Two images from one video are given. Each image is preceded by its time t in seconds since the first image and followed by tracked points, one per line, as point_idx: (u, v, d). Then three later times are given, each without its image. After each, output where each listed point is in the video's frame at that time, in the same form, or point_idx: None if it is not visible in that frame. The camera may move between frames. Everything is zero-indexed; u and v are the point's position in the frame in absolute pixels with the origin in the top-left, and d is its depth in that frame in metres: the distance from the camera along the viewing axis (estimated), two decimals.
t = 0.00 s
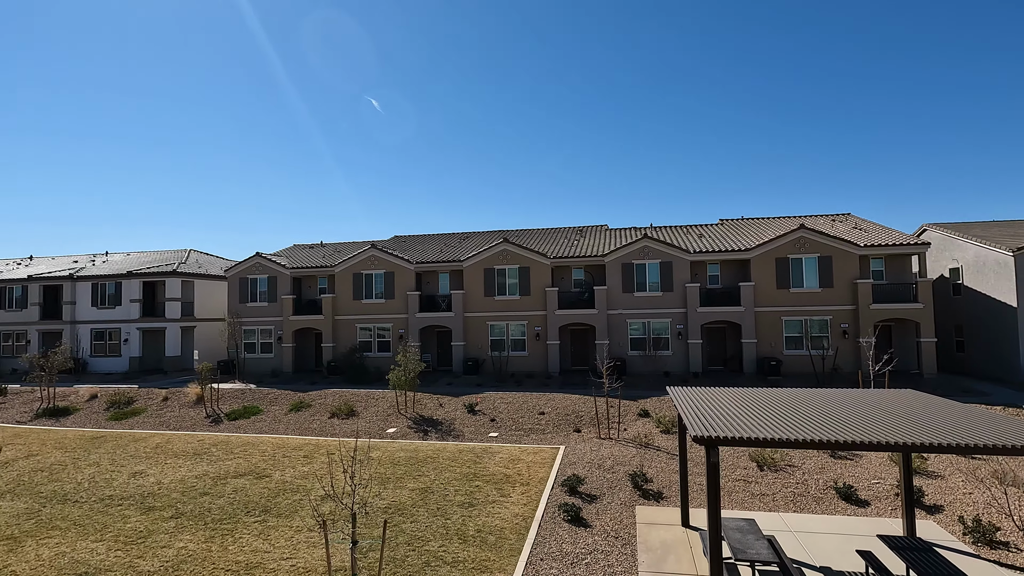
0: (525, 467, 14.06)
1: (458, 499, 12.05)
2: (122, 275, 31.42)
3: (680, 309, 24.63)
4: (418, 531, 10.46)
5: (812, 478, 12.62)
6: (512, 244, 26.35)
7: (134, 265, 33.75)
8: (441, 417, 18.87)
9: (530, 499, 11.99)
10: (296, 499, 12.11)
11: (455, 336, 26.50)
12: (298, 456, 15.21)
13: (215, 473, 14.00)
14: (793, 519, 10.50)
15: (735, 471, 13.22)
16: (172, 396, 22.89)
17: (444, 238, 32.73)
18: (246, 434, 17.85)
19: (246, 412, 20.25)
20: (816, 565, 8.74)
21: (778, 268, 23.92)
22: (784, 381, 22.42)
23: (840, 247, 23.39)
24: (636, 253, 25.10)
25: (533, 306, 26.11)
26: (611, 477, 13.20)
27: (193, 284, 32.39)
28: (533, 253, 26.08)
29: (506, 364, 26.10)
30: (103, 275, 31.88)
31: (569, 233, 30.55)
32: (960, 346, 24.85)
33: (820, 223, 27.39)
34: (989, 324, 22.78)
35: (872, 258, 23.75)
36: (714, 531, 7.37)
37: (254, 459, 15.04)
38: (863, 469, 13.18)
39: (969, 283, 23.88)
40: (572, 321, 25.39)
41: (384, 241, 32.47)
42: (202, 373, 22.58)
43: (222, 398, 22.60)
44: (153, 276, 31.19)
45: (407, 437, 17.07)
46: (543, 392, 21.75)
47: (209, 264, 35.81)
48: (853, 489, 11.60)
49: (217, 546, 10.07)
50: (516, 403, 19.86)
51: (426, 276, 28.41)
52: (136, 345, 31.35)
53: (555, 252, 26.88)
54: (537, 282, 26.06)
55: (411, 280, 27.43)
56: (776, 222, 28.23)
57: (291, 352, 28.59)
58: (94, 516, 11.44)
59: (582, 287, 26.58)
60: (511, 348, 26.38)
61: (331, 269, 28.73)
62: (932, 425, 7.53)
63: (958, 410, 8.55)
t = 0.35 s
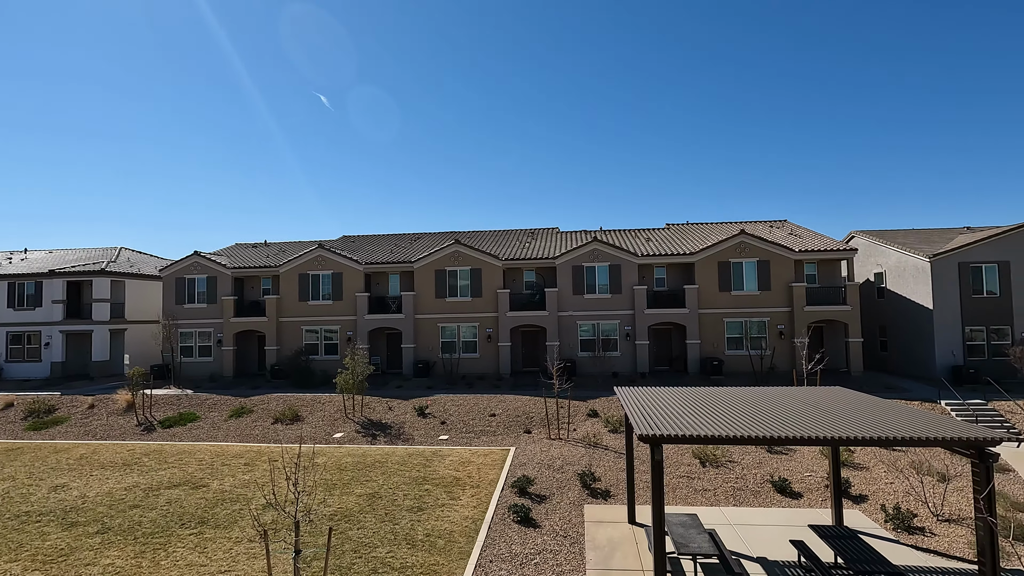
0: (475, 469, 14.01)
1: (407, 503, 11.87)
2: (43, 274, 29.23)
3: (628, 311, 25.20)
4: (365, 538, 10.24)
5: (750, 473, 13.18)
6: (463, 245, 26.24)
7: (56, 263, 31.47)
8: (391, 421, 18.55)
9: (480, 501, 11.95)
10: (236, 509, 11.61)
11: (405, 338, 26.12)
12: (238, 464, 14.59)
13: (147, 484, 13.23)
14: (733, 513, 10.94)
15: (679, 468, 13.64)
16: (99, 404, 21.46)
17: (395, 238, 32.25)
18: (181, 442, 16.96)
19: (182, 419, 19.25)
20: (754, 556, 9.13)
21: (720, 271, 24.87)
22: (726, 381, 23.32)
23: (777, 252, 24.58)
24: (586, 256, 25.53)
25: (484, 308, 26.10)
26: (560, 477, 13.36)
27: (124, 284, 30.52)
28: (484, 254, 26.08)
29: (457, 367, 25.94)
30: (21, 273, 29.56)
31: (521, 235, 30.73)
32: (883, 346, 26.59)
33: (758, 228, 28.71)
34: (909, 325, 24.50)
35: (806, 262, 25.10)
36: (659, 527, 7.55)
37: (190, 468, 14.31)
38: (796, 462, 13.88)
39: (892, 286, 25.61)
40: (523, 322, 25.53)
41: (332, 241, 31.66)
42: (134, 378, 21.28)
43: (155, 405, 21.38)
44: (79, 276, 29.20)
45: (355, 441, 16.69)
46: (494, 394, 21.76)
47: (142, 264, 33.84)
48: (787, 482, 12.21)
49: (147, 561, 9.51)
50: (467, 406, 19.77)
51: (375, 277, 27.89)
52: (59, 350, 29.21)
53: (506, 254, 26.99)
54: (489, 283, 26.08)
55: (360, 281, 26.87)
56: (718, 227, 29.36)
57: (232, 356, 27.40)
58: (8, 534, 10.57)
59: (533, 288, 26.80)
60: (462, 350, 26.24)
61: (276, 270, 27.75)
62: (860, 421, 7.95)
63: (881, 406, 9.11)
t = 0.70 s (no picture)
0: (426, 473, 13.85)
1: (355, 509, 11.60)
2: None
3: (580, 313, 25.57)
4: (311, 546, 9.93)
5: (695, 469, 13.61)
6: (415, 246, 25.94)
7: None
8: (339, 426, 18.11)
9: (431, 505, 11.81)
10: (172, 521, 11.02)
11: (354, 341, 25.55)
12: (174, 474, 13.87)
13: (72, 498, 12.38)
14: (678, 509, 11.25)
15: (627, 466, 13.95)
16: (18, 413, 19.93)
17: (345, 238, 31.54)
18: (111, 452, 15.96)
19: (113, 428, 18.13)
20: (697, 549, 9.43)
21: (667, 274, 25.61)
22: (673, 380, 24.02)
23: (721, 256, 25.53)
24: (538, 258, 25.73)
25: (437, 310, 25.87)
26: (512, 478, 13.38)
27: (48, 284, 28.48)
28: (437, 255, 25.87)
29: (409, 369, 25.58)
30: None
31: (474, 237, 30.68)
32: (817, 346, 28.07)
33: (704, 232, 29.75)
34: (840, 326, 25.96)
35: (748, 266, 26.19)
36: (606, 525, 7.68)
37: (121, 480, 13.50)
38: (738, 458, 14.43)
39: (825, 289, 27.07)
40: (476, 324, 25.48)
41: (278, 240, 30.64)
42: (58, 384, 19.88)
43: (82, 413, 20.04)
44: None
45: (301, 447, 16.18)
46: (446, 396, 21.59)
47: (68, 262, 31.69)
48: (730, 477, 12.68)
49: None
50: (418, 408, 19.53)
51: (324, 278, 27.18)
52: None
53: (459, 255, 26.88)
54: (441, 285, 25.89)
55: (308, 282, 26.11)
56: (666, 231, 30.23)
57: (169, 360, 26.04)
58: None
59: (486, 290, 26.77)
60: (414, 352, 25.92)
61: (217, 269, 26.59)
62: (795, 417, 8.34)
63: (815, 402, 9.59)
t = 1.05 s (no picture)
0: (380, 476, 13.61)
1: (305, 516, 11.26)
2: None
3: (536, 314, 25.74)
4: (257, 556, 9.57)
5: (647, 467, 13.93)
6: (370, 246, 25.49)
7: None
8: (289, 430, 17.57)
9: (384, 509, 11.61)
10: (105, 534, 10.41)
11: (306, 343, 24.85)
12: (109, 484, 13.11)
13: None
14: (630, 506, 11.47)
15: (582, 465, 14.12)
16: None
17: (297, 237, 30.66)
18: (38, 463, 14.94)
19: (41, 436, 16.98)
20: (648, 545, 9.63)
21: (622, 275, 26.10)
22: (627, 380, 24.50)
23: (673, 258, 26.25)
24: (495, 259, 25.73)
25: (392, 311, 25.49)
26: (467, 480, 13.32)
27: None
28: (393, 255, 25.50)
29: (363, 371, 25.09)
30: None
31: (430, 237, 30.40)
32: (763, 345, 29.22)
33: (657, 235, 30.50)
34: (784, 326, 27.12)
35: (698, 268, 27.01)
36: (560, 524, 7.75)
37: (49, 492, 12.65)
38: (688, 455, 14.86)
39: (770, 291, 28.23)
40: (432, 325, 25.25)
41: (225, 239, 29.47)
42: None
43: (5, 422, 18.66)
44: None
45: (248, 453, 15.61)
46: (402, 398, 21.29)
47: None
48: (680, 474, 13.06)
49: None
50: (372, 411, 19.18)
51: (274, 278, 26.34)
52: None
53: (415, 256, 26.58)
54: (397, 285, 25.53)
55: (257, 282, 25.23)
56: (621, 233, 30.80)
57: (105, 363, 24.61)
58: None
59: (443, 291, 26.57)
60: (369, 354, 25.44)
61: (159, 268, 25.33)
62: (741, 415, 8.63)
63: (761, 400, 9.97)
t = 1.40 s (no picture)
0: (338, 481, 13.33)
1: (258, 523, 10.92)
2: None
3: (498, 315, 25.74)
4: (206, 566, 9.21)
5: (607, 466, 14.11)
6: (329, 245, 24.97)
7: None
8: (242, 435, 17.00)
9: (342, 514, 11.37)
10: (41, 548, 9.83)
11: (261, 345, 24.10)
12: (46, 495, 12.39)
13: None
14: (590, 504, 11.60)
15: (543, 465, 14.20)
16: None
17: (252, 236, 29.75)
18: None
19: None
20: (607, 543, 9.76)
21: (583, 277, 26.39)
22: (587, 380, 24.77)
23: (633, 260, 26.71)
24: (458, 259, 25.61)
25: (352, 312, 25.03)
26: (428, 483, 13.19)
27: None
28: (353, 255, 25.04)
29: (321, 374, 24.53)
30: None
31: (391, 237, 29.99)
32: (719, 345, 30.07)
33: (618, 237, 30.99)
34: (739, 326, 27.98)
35: (658, 270, 27.58)
36: (520, 524, 7.76)
37: None
38: (647, 453, 15.13)
39: (726, 293, 29.09)
40: (393, 327, 24.92)
41: (175, 237, 28.33)
42: None
43: None
44: None
45: (198, 459, 15.03)
46: (361, 401, 20.92)
47: None
48: (639, 472, 13.30)
49: None
50: (330, 415, 18.76)
51: (227, 278, 25.47)
52: None
53: (376, 257, 26.18)
54: (356, 286, 25.08)
55: (210, 282, 24.34)
56: (582, 235, 31.14)
57: (42, 367, 23.25)
58: None
59: (404, 292, 26.24)
60: (328, 356, 24.88)
61: (103, 267, 24.11)
62: (696, 413, 8.83)
63: (716, 398, 10.23)
